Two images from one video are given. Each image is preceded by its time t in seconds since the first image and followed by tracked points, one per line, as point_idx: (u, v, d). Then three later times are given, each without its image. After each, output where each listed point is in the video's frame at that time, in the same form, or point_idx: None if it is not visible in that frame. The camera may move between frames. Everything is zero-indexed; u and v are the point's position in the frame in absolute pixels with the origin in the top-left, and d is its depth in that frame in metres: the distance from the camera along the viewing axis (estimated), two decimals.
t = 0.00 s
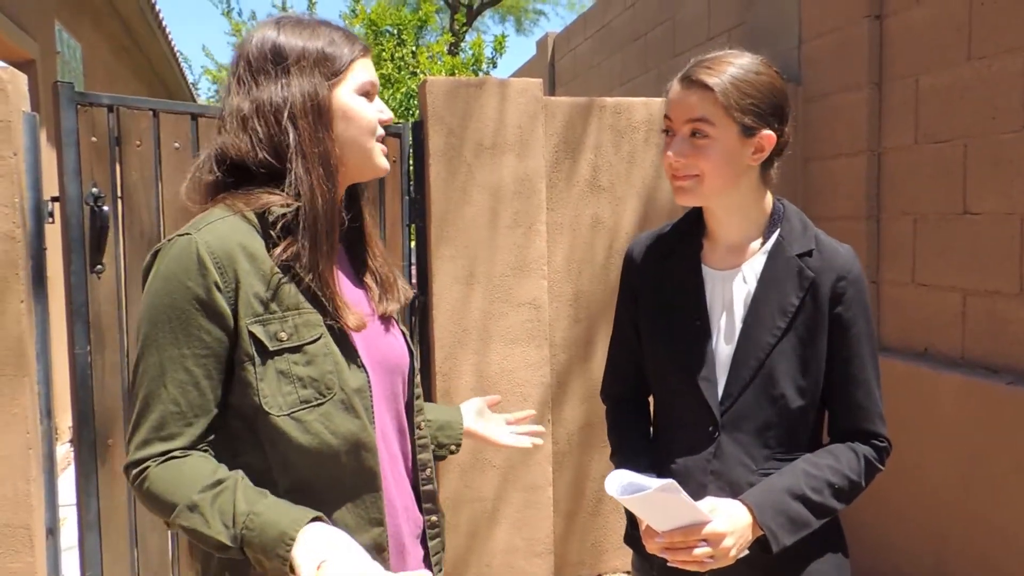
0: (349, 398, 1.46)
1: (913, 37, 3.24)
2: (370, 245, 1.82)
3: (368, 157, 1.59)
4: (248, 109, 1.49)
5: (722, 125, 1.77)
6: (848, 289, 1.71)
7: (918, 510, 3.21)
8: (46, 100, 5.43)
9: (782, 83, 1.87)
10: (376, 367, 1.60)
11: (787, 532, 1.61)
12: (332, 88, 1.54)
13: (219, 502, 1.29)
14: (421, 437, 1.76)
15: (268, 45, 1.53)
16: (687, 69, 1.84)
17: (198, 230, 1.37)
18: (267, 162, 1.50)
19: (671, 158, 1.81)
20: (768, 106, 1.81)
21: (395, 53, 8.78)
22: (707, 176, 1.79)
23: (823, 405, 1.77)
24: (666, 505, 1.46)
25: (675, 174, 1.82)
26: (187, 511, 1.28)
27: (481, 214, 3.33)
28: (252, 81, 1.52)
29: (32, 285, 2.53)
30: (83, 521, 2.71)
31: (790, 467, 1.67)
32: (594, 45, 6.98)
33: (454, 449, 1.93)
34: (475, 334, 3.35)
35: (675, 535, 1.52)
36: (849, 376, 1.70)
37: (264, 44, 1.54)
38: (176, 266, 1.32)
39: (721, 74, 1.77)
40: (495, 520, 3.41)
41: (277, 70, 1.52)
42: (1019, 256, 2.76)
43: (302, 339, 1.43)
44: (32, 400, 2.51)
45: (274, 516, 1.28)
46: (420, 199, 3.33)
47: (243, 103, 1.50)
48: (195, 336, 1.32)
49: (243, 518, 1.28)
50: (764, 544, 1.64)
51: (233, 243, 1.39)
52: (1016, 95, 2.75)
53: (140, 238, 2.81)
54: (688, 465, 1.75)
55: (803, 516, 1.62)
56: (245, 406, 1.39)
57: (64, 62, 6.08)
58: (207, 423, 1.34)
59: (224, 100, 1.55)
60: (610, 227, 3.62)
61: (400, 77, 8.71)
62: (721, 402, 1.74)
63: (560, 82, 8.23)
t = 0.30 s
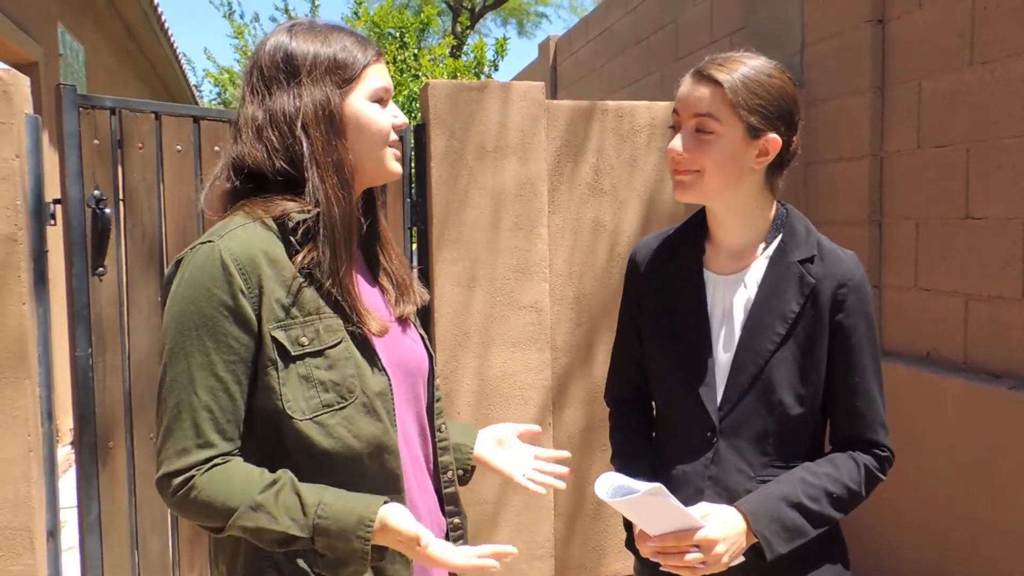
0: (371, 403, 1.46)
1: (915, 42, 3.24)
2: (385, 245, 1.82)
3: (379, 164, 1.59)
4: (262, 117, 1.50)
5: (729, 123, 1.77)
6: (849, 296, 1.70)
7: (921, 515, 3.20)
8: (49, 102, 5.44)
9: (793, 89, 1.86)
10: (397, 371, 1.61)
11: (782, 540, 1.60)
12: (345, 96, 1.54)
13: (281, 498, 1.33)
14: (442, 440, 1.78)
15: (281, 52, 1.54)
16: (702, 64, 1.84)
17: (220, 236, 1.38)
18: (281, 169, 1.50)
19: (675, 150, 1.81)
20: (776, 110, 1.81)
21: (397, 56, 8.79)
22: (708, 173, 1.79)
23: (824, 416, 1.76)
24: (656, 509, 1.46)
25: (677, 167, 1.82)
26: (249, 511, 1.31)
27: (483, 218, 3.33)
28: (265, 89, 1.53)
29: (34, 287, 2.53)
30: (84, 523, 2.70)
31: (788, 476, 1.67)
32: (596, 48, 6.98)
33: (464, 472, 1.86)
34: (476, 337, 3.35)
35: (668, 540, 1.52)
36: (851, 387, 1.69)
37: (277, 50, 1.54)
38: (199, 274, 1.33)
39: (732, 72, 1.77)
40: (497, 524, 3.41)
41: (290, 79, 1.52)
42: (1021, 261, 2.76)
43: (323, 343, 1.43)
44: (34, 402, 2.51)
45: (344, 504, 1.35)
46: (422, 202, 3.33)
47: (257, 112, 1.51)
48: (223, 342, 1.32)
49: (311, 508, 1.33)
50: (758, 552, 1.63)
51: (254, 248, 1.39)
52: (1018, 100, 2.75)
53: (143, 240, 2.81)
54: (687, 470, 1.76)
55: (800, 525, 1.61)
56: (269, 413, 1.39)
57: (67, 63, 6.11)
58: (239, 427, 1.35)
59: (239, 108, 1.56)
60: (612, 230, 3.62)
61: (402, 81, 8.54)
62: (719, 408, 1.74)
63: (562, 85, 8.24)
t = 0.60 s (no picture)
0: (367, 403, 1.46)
1: (915, 41, 3.24)
2: (386, 248, 1.83)
3: (375, 165, 1.59)
4: (255, 112, 1.53)
5: (738, 121, 1.78)
6: (851, 299, 1.70)
7: (923, 514, 3.19)
8: (49, 107, 5.45)
9: (808, 92, 1.85)
10: (395, 367, 1.61)
11: (781, 541, 1.60)
12: (341, 97, 1.55)
13: (306, 470, 1.36)
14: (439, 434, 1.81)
15: (281, 52, 1.55)
16: (718, 61, 1.85)
17: (211, 242, 1.39)
18: (270, 169, 1.52)
19: (682, 145, 1.83)
20: (788, 113, 1.80)
21: (397, 59, 8.80)
22: (712, 171, 1.80)
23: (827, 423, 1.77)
24: (650, 503, 1.46)
25: (683, 162, 1.85)
26: (280, 489, 1.34)
27: (484, 220, 3.33)
28: (263, 87, 1.55)
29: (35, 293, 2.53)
30: (87, 528, 2.70)
31: (788, 478, 1.67)
32: (596, 50, 6.99)
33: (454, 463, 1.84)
34: (477, 339, 3.35)
35: (660, 533, 1.53)
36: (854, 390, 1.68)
37: (277, 48, 1.56)
38: (193, 278, 1.33)
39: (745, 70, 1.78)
40: (499, 525, 3.41)
41: (288, 78, 1.54)
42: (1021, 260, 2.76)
43: (316, 344, 1.43)
44: (36, 406, 2.51)
45: (365, 462, 1.42)
46: (422, 204, 3.34)
47: (254, 108, 1.54)
48: (222, 344, 1.33)
49: (337, 470, 1.39)
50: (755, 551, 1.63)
51: (242, 249, 1.40)
52: (1017, 99, 2.76)
53: (144, 244, 2.82)
54: (687, 469, 1.76)
55: (799, 527, 1.62)
56: (262, 413, 1.40)
57: (67, 68, 6.12)
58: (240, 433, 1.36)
59: (239, 104, 1.58)
60: (612, 231, 3.62)
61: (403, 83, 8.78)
62: (720, 407, 1.75)
63: (561, 86, 8.25)
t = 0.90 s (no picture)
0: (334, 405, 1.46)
1: (914, 40, 3.24)
2: (366, 254, 1.85)
3: (350, 164, 1.60)
4: (238, 96, 1.54)
5: (746, 133, 1.77)
6: (857, 300, 1.69)
7: (923, 512, 3.20)
8: (49, 108, 5.44)
9: (820, 93, 1.83)
10: (363, 369, 1.63)
11: (774, 541, 1.60)
12: (325, 91, 1.56)
13: (259, 469, 1.38)
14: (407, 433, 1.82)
15: (270, 43, 1.56)
16: (724, 66, 1.83)
17: (171, 239, 1.39)
18: (238, 155, 1.53)
19: (691, 155, 1.83)
20: (799, 117, 1.79)
21: (397, 59, 8.80)
22: (723, 180, 1.80)
23: (828, 426, 1.77)
24: (644, 497, 1.46)
25: (694, 172, 1.84)
26: (233, 488, 1.35)
27: (483, 219, 3.33)
28: (249, 73, 1.55)
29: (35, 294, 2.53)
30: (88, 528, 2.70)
31: (786, 478, 1.67)
32: (595, 49, 6.99)
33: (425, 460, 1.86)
34: (478, 339, 3.35)
35: (654, 527, 1.52)
36: (857, 394, 1.67)
37: (268, 37, 1.56)
38: (151, 276, 1.33)
39: (751, 77, 1.76)
40: (499, 524, 3.41)
41: (272, 64, 1.54)
42: (1021, 259, 2.76)
43: (278, 344, 1.43)
44: (37, 407, 2.51)
45: (319, 459, 1.44)
46: (422, 204, 3.34)
47: (235, 90, 1.55)
48: (178, 344, 1.33)
49: (290, 468, 1.41)
50: (749, 550, 1.64)
51: (205, 245, 1.40)
52: (1017, 97, 2.76)
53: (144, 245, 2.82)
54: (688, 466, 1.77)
55: (793, 528, 1.61)
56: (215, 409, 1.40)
57: (66, 69, 6.12)
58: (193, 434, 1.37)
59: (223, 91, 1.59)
60: (612, 230, 3.62)
61: (402, 83, 8.79)
62: (723, 404, 1.75)
63: (561, 85, 8.25)
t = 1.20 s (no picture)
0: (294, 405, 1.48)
1: (916, 42, 3.25)
2: (337, 253, 1.85)
3: (322, 161, 1.62)
4: (205, 92, 1.56)
5: (759, 145, 1.76)
6: (866, 306, 1.70)
7: (921, 514, 3.20)
8: (52, 105, 5.45)
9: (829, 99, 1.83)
10: (325, 370, 1.64)
11: (776, 545, 1.61)
12: (295, 86, 1.58)
13: (207, 474, 1.39)
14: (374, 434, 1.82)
15: (239, 39, 1.59)
16: (731, 76, 1.82)
17: (129, 235, 1.40)
18: (206, 152, 1.55)
19: (703, 167, 1.81)
20: (809, 126, 1.79)
21: (399, 58, 8.81)
22: (735, 192, 1.80)
23: (831, 427, 1.77)
24: (648, 500, 1.47)
25: (705, 183, 1.83)
26: (177, 492, 1.36)
27: (485, 218, 3.34)
28: (217, 70, 1.57)
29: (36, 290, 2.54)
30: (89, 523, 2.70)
31: (789, 482, 1.67)
32: (598, 50, 7.00)
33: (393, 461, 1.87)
34: (478, 337, 3.35)
35: (657, 530, 1.53)
36: (863, 400, 1.68)
37: (235, 34, 1.59)
38: (105, 272, 1.34)
39: (760, 88, 1.75)
40: (498, 523, 3.41)
41: (239, 60, 1.56)
42: (1021, 261, 2.77)
43: (235, 344, 1.45)
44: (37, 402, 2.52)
45: (271, 467, 1.44)
46: (423, 203, 3.36)
47: (202, 87, 1.57)
48: (129, 342, 1.34)
49: (240, 474, 1.41)
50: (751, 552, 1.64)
51: (162, 243, 1.41)
52: (1018, 101, 2.76)
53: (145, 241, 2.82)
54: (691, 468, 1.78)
55: (795, 531, 1.62)
56: (168, 410, 1.41)
57: (70, 66, 6.12)
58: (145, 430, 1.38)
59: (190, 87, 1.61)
60: (613, 230, 3.62)
61: (404, 82, 8.78)
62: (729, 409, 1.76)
63: (563, 85, 8.25)
